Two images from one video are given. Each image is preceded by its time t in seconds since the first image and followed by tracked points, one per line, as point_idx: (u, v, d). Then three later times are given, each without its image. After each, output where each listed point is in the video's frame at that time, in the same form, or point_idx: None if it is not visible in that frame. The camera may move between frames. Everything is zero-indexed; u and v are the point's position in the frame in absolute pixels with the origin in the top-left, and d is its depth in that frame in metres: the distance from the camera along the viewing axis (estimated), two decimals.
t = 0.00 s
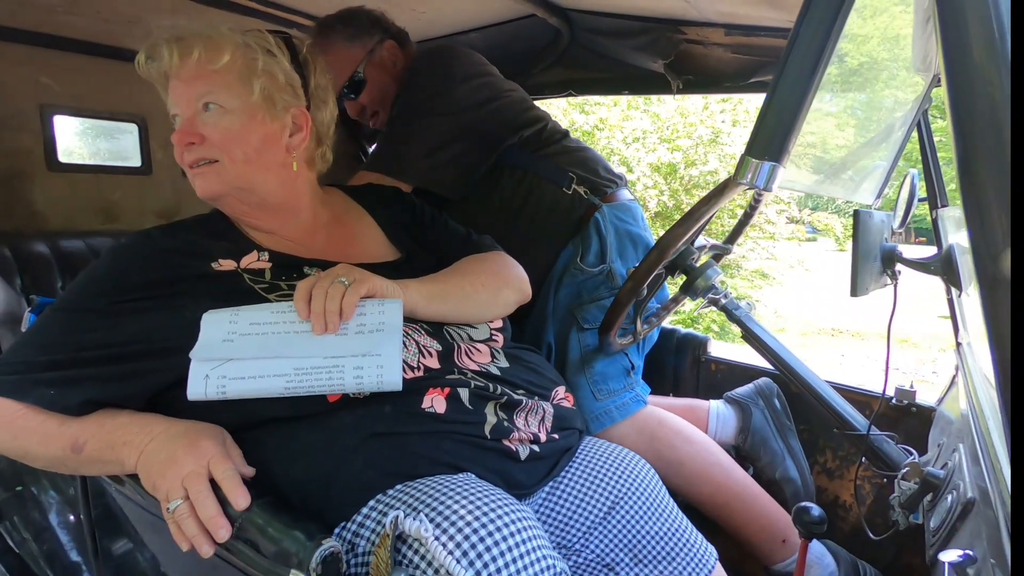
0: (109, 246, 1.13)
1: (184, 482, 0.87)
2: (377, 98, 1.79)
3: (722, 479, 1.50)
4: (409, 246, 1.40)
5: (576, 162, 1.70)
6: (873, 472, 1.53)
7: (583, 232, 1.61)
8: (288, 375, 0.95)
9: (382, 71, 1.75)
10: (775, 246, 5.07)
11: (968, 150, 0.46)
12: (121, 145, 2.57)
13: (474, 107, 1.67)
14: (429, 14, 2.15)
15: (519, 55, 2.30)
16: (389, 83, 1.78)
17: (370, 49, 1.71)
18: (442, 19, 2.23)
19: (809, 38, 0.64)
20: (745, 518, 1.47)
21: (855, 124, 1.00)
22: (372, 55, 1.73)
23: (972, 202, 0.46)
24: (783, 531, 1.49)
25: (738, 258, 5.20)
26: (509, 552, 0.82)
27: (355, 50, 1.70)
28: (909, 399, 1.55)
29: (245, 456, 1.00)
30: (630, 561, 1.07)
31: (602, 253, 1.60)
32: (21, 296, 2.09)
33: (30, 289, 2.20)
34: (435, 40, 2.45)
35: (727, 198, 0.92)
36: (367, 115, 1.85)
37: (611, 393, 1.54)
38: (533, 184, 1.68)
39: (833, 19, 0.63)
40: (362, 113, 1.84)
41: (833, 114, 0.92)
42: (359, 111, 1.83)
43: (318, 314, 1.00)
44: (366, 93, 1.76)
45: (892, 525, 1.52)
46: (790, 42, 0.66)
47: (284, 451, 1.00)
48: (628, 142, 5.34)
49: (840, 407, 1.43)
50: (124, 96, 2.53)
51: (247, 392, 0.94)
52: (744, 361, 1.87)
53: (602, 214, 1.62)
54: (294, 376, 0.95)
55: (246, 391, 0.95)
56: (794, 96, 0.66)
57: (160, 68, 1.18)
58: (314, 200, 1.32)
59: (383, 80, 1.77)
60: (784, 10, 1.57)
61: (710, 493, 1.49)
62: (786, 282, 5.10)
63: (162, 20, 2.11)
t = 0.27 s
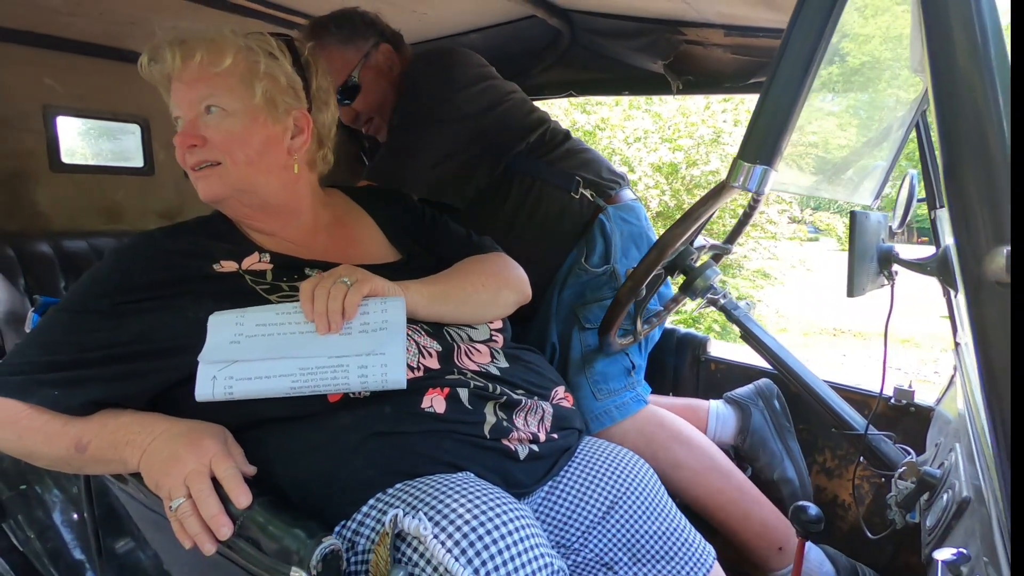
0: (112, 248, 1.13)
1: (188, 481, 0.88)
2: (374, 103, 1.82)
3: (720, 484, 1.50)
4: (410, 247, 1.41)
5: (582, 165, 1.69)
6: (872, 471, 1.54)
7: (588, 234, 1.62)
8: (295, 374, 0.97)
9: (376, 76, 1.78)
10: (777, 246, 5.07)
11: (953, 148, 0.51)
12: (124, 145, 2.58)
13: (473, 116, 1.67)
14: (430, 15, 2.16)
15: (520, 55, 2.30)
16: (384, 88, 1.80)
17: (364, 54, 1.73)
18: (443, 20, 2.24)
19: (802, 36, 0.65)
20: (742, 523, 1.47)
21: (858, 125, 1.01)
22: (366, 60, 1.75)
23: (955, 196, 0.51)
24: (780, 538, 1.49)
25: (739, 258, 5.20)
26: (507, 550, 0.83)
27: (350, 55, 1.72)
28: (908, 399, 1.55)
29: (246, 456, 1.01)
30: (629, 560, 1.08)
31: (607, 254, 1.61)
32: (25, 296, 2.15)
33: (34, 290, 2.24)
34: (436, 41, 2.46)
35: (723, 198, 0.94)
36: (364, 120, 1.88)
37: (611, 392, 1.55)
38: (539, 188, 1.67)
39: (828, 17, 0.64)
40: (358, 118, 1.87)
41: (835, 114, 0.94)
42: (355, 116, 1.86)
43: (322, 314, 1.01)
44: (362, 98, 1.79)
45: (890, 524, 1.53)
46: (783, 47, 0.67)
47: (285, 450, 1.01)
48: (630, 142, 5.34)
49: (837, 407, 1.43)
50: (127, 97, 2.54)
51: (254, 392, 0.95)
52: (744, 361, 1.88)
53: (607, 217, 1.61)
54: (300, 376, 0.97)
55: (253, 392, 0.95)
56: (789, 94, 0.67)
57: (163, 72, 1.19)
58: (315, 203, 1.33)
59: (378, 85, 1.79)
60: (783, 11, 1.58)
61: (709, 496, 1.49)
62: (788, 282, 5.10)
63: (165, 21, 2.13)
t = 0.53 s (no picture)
0: (121, 250, 1.15)
1: (197, 479, 0.90)
2: (386, 81, 1.80)
3: (721, 479, 1.51)
4: (414, 249, 1.43)
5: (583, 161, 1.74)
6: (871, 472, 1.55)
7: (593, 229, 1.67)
8: (300, 372, 0.98)
9: (388, 55, 1.76)
10: (779, 246, 5.09)
11: (939, 158, 0.52)
12: (129, 147, 2.58)
13: (487, 102, 1.71)
14: (433, 18, 2.18)
15: (522, 58, 2.32)
16: (395, 67, 1.78)
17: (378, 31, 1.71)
18: (446, 23, 2.25)
19: (800, 39, 0.66)
20: (742, 520, 1.47)
21: (860, 125, 1.02)
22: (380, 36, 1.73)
23: (941, 205, 0.52)
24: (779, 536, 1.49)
25: (742, 258, 5.22)
26: (509, 547, 0.85)
27: (364, 31, 1.70)
28: (907, 400, 1.56)
29: (253, 455, 1.03)
30: (630, 558, 1.09)
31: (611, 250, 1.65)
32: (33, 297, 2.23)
33: (40, 291, 2.32)
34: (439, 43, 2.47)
35: (719, 205, 0.96)
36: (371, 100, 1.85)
37: (617, 388, 1.56)
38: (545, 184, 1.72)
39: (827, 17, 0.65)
40: (365, 96, 1.84)
41: (837, 114, 0.96)
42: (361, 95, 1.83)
43: (326, 313, 1.03)
44: (372, 74, 1.76)
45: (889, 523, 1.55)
46: (779, 54, 0.68)
47: (292, 449, 1.02)
48: (631, 142, 5.34)
49: (835, 407, 1.45)
50: (132, 99, 2.57)
51: (261, 391, 0.97)
52: (744, 361, 1.90)
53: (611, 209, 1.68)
54: (305, 374, 0.98)
55: (260, 390, 0.97)
56: (785, 99, 0.68)
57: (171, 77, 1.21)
58: (318, 205, 1.35)
59: (390, 63, 1.77)
60: (783, 14, 1.59)
61: (710, 492, 1.50)
62: (790, 282, 5.11)
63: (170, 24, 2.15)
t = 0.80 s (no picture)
0: (127, 249, 1.16)
1: (203, 476, 0.90)
2: (405, 70, 1.83)
3: (728, 475, 1.51)
4: (417, 249, 1.44)
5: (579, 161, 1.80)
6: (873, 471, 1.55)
7: (592, 227, 1.68)
8: (307, 368, 0.99)
9: (402, 44, 1.79)
10: (781, 246, 5.09)
11: (936, 161, 0.53)
12: (133, 147, 2.60)
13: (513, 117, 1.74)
14: (436, 18, 2.19)
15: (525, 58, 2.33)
16: (411, 55, 1.82)
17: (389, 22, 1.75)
18: (450, 24, 2.26)
19: (804, 38, 0.67)
20: (749, 516, 1.47)
21: (863, 125, 1.02)
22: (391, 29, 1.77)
23: (937, 206, 0.53)
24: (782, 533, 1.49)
25: (744, 258, 5.22)
26: (512, 545, 0.85)
27: (376, 25, 1.73)
28: (909, 400, 1.57)
29: (259, 453, 1.03)
30: (632, 557, 1.09)
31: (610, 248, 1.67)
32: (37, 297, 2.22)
33: (46, 290, 2.30)
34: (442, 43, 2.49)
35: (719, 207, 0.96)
36: (388, 92, 1.87)
37: (622, 385, 1.57)
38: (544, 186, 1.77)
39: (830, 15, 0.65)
40: (383, 89, 1.85)
41: (840, 113, 0.96)
42: (379, 89, 1.84)
43: (331, 309, 1.03)
44: (391, 65, 1.78)
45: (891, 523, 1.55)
46: (781, 56, 0.69)
47: (296, 448, 1.03)
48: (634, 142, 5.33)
49: (838, 407, 1.45)
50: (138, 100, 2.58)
51: (268, 387, 0.98)
52: (746, 361, 1.90)
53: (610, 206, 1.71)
54: (312, 370, 0.99)
55: (266, 386, 0.98)
56: (784, 105, 0.69)
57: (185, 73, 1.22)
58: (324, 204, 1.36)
59: (405, 53, 1.80)
60: (785, 15, 1.59)
61: (714, 489, 1.51)
62: (792, 282, 5.11)
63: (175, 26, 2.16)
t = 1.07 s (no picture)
0: (136, 249, 1.17)
1: (211, 474, 0.91)
2: (432, 72, 1.85)
3: (725, 483, 1.50)
4: (423, 249, 1.44)
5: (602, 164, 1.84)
6: (877, 472, 1.56)
7: (614, 233, 1.75)
8: (313, 368, 1.00)
9: (429, 46, 1.82)
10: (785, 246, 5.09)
11: (941, 163, 0.53)
12: (138, 148, 2.60)
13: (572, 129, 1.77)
14: (441, 19, 2.20)
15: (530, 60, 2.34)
16: (437, 57, 1.85)
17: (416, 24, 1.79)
18: (454, 25, 2.27)
19: (808, 40, 0.67)
20: (744, 525, 1.45)
21: (867, 125, 1.03)
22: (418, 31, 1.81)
23: (942, 207, 0.53)
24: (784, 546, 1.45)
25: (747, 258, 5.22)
26: (518, 544, 0.86)
27: (405, 25, 1.77)
28: (913, 401, 1.57)
29: (266, 452, 1.04)
30: (636, 557, 1.09)
31: (628, 251, 1.72)
32: (44, 297, 2.25)
33: (53, 290, 2.31)
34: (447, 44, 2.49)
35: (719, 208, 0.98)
36: (414, 96, 1.89)
37: (626, 384, 1.58)
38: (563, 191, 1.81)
39: (835, 17, 0.65)
40: (410, 91, 1.87)
41: (844, 113, 0.96)
42: (406, 92, 1.87)
43: (338, 309, 1.04)
44: (418, 67, 1.81)
45: (894, 524, 1.55)
46: (787, 56, 0.69)
47: (303, 447, 1.04)
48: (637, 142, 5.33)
49: (843, 408, 1.45)
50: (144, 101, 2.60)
51: (275, 386, 0.99)
52: (749, 361, 1.90)
53: (630, 212, 1.81)
54: (318, 370, 1.00)
55: (273, 385, 0.99)
56: (788, 110, 0.69)
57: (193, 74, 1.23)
58: (331, 204, 1.36)
59: (432, 55, 1.84)
60: (789, 17, 1.60)
61: (712, 494, 1.50)
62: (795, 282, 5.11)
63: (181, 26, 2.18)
